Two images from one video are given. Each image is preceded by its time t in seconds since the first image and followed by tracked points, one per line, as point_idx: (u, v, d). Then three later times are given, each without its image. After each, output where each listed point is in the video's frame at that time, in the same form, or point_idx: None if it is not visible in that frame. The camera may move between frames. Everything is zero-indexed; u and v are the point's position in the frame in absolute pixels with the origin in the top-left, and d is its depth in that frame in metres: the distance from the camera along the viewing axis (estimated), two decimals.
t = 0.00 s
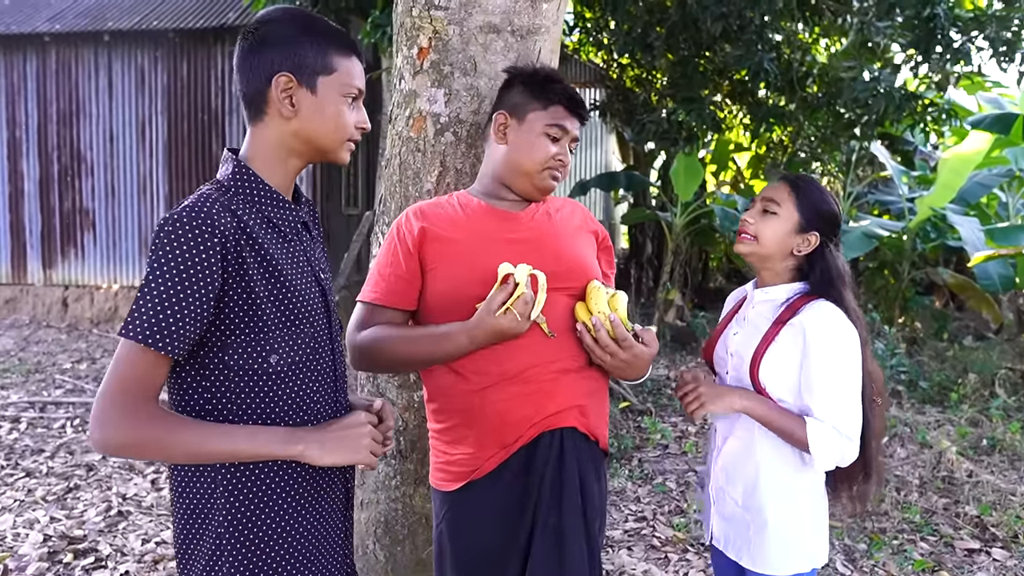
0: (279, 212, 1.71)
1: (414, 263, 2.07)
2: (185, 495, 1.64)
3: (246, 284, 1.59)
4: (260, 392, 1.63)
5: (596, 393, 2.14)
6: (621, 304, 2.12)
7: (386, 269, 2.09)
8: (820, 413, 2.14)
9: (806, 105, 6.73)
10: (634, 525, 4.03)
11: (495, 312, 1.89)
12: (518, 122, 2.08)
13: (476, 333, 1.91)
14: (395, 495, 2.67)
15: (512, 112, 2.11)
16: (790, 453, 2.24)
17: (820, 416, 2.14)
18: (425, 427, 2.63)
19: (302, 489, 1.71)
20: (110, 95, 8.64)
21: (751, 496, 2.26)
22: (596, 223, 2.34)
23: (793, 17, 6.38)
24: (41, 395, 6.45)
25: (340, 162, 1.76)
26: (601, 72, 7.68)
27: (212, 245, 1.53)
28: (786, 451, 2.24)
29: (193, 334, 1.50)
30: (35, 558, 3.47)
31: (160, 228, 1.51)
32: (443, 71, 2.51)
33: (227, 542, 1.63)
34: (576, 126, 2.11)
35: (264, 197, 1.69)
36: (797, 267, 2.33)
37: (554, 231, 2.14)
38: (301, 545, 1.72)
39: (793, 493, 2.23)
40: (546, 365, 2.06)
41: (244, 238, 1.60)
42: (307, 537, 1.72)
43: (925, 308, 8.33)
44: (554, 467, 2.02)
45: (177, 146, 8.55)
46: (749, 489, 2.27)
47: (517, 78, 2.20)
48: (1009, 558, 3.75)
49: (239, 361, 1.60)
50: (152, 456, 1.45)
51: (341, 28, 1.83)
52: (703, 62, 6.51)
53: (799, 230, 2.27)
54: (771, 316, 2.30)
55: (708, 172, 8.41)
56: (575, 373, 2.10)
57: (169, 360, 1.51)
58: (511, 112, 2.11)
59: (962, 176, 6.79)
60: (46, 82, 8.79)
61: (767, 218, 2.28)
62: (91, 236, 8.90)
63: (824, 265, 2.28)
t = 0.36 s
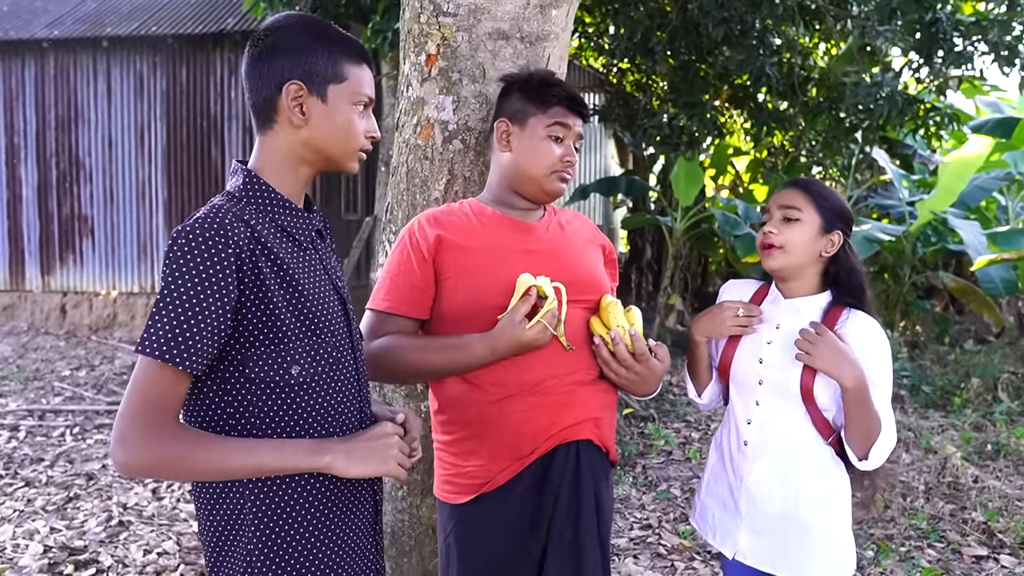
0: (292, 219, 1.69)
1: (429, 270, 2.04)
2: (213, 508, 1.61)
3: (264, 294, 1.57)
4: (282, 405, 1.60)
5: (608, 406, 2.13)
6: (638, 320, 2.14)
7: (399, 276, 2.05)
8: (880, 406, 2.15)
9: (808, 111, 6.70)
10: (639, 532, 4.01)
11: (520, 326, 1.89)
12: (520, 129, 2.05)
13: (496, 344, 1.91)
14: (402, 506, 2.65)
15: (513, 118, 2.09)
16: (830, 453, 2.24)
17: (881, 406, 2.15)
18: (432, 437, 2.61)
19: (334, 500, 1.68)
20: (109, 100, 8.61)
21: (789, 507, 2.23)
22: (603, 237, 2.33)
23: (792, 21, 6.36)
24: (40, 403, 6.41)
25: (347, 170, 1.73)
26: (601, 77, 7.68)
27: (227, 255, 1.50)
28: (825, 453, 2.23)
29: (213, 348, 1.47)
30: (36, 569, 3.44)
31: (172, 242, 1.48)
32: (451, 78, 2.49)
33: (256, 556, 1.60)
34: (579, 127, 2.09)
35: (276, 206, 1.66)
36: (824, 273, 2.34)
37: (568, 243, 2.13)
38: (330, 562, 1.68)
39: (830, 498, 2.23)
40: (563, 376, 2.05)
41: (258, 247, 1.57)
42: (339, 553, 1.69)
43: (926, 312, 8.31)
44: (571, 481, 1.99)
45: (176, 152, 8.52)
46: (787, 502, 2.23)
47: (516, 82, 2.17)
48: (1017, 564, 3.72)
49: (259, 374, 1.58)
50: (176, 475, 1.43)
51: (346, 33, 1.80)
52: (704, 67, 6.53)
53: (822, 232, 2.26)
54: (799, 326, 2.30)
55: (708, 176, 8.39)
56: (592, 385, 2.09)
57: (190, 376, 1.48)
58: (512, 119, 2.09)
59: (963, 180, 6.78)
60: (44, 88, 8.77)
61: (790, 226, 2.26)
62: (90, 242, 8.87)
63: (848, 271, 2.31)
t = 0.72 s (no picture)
0: (292, 227, 1.67)
1: (438, 275, 2.00)
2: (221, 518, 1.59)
3: (266, 304, 1.55)
4: (287, 416, 1.58)
5: (617, 413, 2.14)
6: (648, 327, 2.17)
7: (405, 280, 1.99)
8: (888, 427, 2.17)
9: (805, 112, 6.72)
10: (641, 538, 3.98)
11: (540, 334, 1.88)
12: (504, 138, 2.07)
13: (518, 352, 1.89)
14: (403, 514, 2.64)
15: (496, 130, 2.10)
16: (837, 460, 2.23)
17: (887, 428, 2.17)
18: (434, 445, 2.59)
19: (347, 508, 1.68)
20: (105, 108, 8.58)
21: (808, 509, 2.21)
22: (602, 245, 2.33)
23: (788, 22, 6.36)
24: (36, 412, 6.37)
25: (345, 176, 1.71)
26: (597, 80, 7.68)
27: (229, 264, 1.48)
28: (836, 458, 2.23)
29: (214, 359, 1.45)
30: None
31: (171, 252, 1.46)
32: (451, 83, 2.48)
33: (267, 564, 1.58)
34: (566, 128, 2.07)
35: (276, 214, 1.64)
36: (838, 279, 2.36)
37: (573, 249, 2.14)
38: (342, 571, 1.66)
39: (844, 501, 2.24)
40: (576, 383, 2.04)
41: (259, 256, 1.55)
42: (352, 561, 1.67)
43: (923, 312, 8.31)
44: (586, 488, 1.99)
45: (172, 158, 8.50)
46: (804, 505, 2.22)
47: (497, 87, 2.16)
48: (1020, 566, 3.71)
49: (263, 385, 1.55)
50: (181, 490, 1.41)
51: (335, 34, 1.78)
52: (700, 70, 6.54)
53: (840, 240, 2.26)
54: (812, 331, 2.29)
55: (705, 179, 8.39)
56: (601, 391, 2.10)
57: (192, 389, 1.46)
58: (496, 129, 2.11)
59: (960, 181, 6.80)
60: (39, 95, 8.73)
61: (809, 236, 2.24)
62: (86, 250, 8.83)
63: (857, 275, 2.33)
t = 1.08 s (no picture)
0: (279, 235, 1.64)
1: (448, 280, 1.97)
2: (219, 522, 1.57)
3: (249, 314, 1.52)
4: (274, 426, 1.55)
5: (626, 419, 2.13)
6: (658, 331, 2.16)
7: (414, 285, 1.97)
8: (856, 419, 2.09)
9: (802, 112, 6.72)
10: (643, 541, 3.95)
11: (554, 342, 1.87)
12: (495, 152, 2.06)
13: (532, 358, 1.88)
14: (402, 521, 2.62)
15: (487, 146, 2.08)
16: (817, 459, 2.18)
17: (856, 420, 2.09)
18: (431, 451, 2.56)
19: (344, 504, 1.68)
20: (100, 115, 8.56)
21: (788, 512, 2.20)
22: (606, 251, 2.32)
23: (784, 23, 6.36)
24: (33, 421, 6.34)
25: (325, 186, 1.66)
26: (594, 82, 7.67)
27: (210, 274, 1.46)
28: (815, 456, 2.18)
29: (197, 372, 1.43)
30: None
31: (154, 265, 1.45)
32: (445, 86, 2.46)
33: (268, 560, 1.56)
34: (550, 134, 2.01)
35: (262, 222, 1.62)
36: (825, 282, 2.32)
37: (581, 253, 2.12)
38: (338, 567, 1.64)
39: (844, 504, 2.19)
40: (589, 389, 2.02)
41: (241, 265, 1.53)
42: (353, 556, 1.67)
43: (923, 311, 8.28)
44: (599, 490, 1.99)
45: (168, 164, 8.47)
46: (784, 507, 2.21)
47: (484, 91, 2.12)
48: None
49: (247, 396, 1.53)
50: (171, 500, 1.40)
51: (312, 37, 1.74)
52: (697, 70, 6.51)
53: (826, 246, 2.24)
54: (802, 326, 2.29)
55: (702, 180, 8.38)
56: (612, 396, 2.09)
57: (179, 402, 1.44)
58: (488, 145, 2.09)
59: (958, 179, 6.78)
60: (35, 103, 8.71)
61: (794, 237, 2.22)
62: (83, 257, 8.81)
63: (848, 276, 2.27)
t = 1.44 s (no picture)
0: (270, 244, 1.61)
1: (450, 282, 1.95)
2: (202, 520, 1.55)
3: (239, 326, 1.51)
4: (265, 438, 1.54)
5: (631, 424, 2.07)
6: (666, 336, 2.12)
7: (417, 288, 1.96)
8: (851, 414, 2.05)
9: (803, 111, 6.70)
10: (644, 544, 3.93)
11: (548, 342, 1.84)
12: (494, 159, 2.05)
13: (525, 360, 1.86)
14: (399, 527, 2.60)
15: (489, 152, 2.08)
16: (818, 460, 2.16)
17: (851, 414, 2.06)
18: (427, 456, 2.54)
19: (336, 499, 1.63)
20: (100, 118, 8.55)
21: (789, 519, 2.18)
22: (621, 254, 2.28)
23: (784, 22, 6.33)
24: (34, 426, 6.33)
25: (306, 191, 1.64)
26: (594, 82, 7.65)
27: (199, 289, 1.44)
28: (814, 456, 2.16)
29: (189, 386, 1.42)
30: None
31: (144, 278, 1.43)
32: (437, 87, 2.44)
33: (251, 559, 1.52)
34: (543, 138, 1.97)
35: (254, 231, 1.59)
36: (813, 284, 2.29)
37: (591, 255, 2.07)
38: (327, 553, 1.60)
39: (844, 506, 2.17)
40: (587, 392, 1.99)
41: (232, 278, 1.51)
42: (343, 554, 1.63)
43: (926, 310, 8.22)
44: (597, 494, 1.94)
45: (168, 168, 8.47)
46: (787, 514, 2.19)
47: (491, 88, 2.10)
48: None
49: (238, 408, 1.51)
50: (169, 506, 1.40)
51: (290, 40, 1.70)
52: (697, 70, 6.48)
53: (809, 250, 2.21)
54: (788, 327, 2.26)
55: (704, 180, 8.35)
56: (615, 400, 2.04)
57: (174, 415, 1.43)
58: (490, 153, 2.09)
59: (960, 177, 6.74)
60: (34, 107, 8.71)
61: (774, 241, 2.21)
62: (84, 261, 8.81)
63: (834, 280, 2.24)
